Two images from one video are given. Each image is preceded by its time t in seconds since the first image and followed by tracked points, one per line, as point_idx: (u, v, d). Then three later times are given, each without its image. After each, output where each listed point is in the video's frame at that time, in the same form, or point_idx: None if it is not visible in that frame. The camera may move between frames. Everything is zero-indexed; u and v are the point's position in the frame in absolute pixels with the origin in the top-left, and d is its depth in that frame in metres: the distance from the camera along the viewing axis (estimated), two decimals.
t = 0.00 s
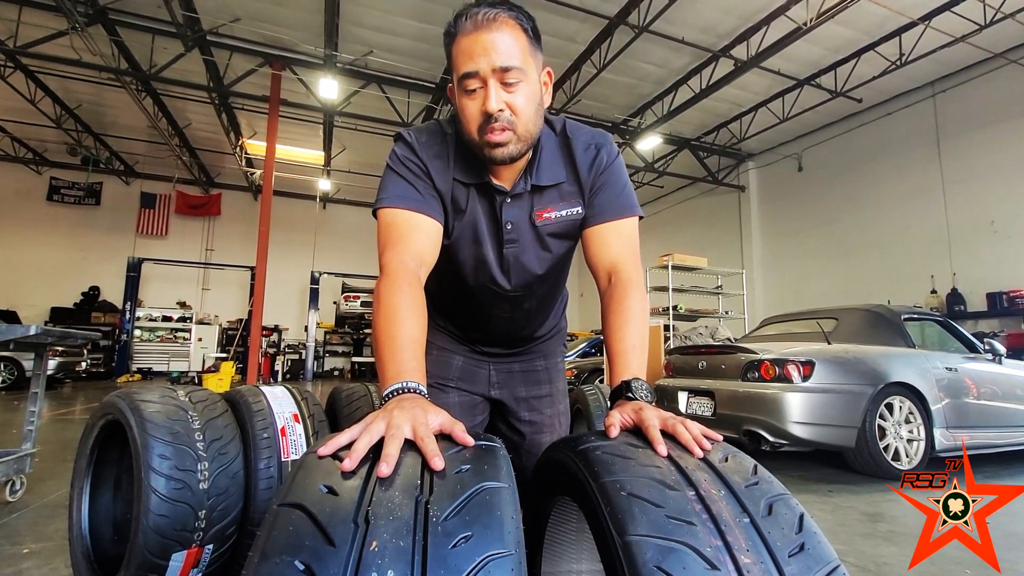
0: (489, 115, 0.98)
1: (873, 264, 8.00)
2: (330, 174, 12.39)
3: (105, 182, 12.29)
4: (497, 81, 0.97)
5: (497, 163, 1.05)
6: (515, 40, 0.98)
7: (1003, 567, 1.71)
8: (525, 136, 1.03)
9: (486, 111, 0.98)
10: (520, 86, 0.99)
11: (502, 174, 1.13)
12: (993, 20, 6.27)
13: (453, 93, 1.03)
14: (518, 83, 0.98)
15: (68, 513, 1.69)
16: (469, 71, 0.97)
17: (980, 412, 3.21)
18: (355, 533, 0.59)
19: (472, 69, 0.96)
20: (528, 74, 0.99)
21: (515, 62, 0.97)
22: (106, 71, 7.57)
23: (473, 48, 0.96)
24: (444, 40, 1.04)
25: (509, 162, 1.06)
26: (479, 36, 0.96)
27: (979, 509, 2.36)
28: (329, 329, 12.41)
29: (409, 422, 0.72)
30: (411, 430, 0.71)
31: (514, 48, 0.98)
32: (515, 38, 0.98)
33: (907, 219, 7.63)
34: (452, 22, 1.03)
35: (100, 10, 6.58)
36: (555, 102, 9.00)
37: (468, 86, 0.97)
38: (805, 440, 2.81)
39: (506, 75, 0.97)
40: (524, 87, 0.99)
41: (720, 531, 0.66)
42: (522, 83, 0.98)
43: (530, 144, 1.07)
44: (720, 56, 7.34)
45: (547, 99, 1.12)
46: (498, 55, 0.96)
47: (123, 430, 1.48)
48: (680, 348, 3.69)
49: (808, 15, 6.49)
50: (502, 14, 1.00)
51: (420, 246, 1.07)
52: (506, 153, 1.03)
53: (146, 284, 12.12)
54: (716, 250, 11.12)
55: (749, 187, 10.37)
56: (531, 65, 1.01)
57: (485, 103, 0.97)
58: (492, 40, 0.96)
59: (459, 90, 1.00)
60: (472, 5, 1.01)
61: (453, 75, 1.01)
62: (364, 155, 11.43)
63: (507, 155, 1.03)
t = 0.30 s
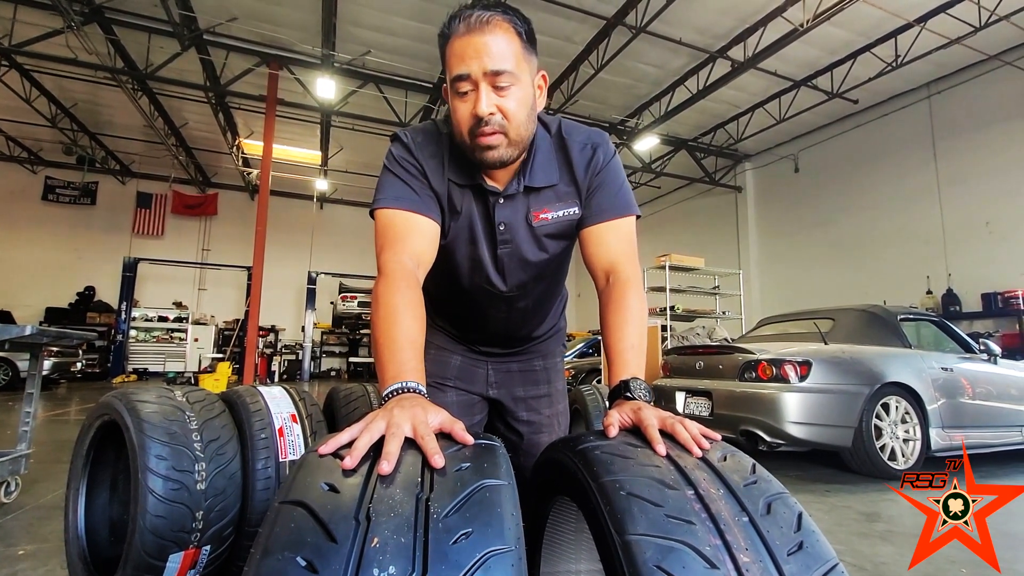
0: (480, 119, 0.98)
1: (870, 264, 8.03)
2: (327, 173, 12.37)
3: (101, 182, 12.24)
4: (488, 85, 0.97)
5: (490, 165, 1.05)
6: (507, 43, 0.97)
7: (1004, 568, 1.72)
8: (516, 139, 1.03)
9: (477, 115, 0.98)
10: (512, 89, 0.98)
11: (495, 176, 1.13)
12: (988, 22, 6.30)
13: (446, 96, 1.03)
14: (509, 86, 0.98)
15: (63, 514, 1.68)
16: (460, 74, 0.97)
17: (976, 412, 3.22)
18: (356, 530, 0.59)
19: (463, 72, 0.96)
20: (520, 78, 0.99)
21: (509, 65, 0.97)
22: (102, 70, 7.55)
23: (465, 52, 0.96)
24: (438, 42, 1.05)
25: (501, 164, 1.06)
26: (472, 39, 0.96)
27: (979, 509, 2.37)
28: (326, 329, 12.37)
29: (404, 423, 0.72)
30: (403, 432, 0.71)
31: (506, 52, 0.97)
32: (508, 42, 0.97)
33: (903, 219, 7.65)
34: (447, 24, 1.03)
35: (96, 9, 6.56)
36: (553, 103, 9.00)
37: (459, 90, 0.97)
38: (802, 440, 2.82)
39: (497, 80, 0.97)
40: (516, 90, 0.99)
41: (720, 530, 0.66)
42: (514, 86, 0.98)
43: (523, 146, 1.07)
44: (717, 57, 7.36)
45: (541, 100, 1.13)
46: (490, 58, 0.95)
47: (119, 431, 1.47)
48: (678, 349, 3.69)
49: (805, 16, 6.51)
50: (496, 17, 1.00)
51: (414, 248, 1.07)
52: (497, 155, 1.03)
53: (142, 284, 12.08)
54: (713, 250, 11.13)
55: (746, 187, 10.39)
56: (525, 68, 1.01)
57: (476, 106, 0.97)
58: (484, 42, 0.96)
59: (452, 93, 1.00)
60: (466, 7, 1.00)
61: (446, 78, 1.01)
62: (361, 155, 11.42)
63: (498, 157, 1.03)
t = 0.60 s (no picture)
0: (489, 105, 0.98)
1: (865, 265, 8.06)
2: (324, 173, 12.35)
3: (96, 181, 12.19)
4: (495, 70, 0.98)
5: (497, 156, 1.05)
6: (507, 32, 1.00)
7: (1003, 567, 1.72)
8: (524, 127, 1.04)
9: (486, 102, 0.98)
10: (517, 75, 1.00)
11: (496, 173, 1.13)
12: (983, 23, 6.33)
13: (447, 91, 1.03)
14: (514, 72, 0.99)
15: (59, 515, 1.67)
16: (465, 63, 0.98)
17: (971, 412, 3.24)
18: (355, 530, 0.59)
19: (468, 61, 0.97)
20: (522, 63, 1.01)
21: (510, 50, 0.99)
22: (97, 69, 7.51)
23: (467, 41, 0.97)
24: (432, 40, 1.05)
25: (508, 154, 1.05)
26: (472, 29, 0.98)
27: (979, 509, 2.37)
28: (322, 329, 12.35)
29: (405, 420, 0.72)
30: (408, 428, 0.71)
31: (507, 40, 0.99)
32: (508, 31, 1.00)
33: (898, 220, 7.68)
34: (441, 22, 1.04)
35: (91, 7, 6.53)
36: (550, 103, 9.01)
37: (465, 78, 0.98)
38: (798, 440, 2.83)
39: (503, 65, 0.98)
40: (520, 77, 1.01)
41: (718, 529, 0.66)
42: (518, 72, 1.00)
43: (528, 137, 1.07)
44: (714, 58, 7.37)
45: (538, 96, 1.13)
46: (494, 45, 0.97)
47: (115, 431, 1.47)
48: (675, 348, 3.70)
49: (801, 17, 6.53)
50: (492, 8, 1.02)
51: (415, 246, 1.06)
52: (507, 145, 1.03)
53: (138, 284, 12.03)
54: (709, 250, 11.16)
55: (743, 188, 10.42)
56: (524, 55, 1.02)
57: (485, 94, 0.98)
58: (485, 32, 0.98)
59: (455, 84, 1.00)
60: (459, 2, 1.02)
61: (447, 72, 1.01)
62: (358, 155, 11.41)
63: (509, 146, 1.03)
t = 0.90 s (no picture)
0: (485, 106, 0.97)
1: (860, 265, 8.09)
2: (320, 173, 12.32)
3: (90, 180, 12.12)
4: (491, 71, 0.98)
5: (494, 156, 1.05)
6: (505, 31, 1.00)
7: (1003, 567, 1.72)
8: (521, 128, 1.03)
9: (482, 102, 0.97)
10: (514, 76, 0.99)
11: (492, 172, 1.13)
12: (977, 25, 6.37)
13: (444, 91, 1.03)
14: (511, 73, 0.99)
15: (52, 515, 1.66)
16: (461, 62, 0.97)
17: (964, 411, 3.26)
18: (352, 530, 0.59)
19: (464, 60, 0.97)
20: (519, 64, 1.01)
21: (507, 50, 0.98)
22: (91, 67, 7.46)
23: (463, 40, 0.98)
24: (430, 39, 1.05)
25: (504, 155, 1.05)
26: (469, 28, 0.98)
27: (981, 510, 2.36)
28: (318, 329, 12.30)
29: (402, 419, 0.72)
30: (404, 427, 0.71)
31: (505, 39, 0.99)
32: (505, 30, 1.00)
33: (893, 220, 7.72)
34: (438, 22, 1.04)
35: (85, 5, 6.49)
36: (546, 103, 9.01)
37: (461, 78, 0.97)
38: (794, 439, 2.84)
39: (499, 65, 0.98)
40: (517, 77, 1.00)
41: (716, 528, 0.66)
42: (515, 73, 0.99)
43: (525, 138, 1.07)
44: (710, 58, 7.39)
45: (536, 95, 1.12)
46: (490, 45, 0.97)
47: (109, 431, 1.46)
48: (671, 348, 3.71)
49: (797, 18, 6.55)
50: (490, 8, 1.02)
51: (411, 246, 1.06)
52: (503, 145, 1.02)
53: (133, 283, 11.97)
54: (705, 250, 11.19)
55: (738, 188, 10.45)
56: (522, 55, 1.02)
57: (481, 94, 0.97)
58: (483, 32, 0.98)
59: (452, 84, 1.00)
60: (456, 1, 1.02)
61: (444, 72, 1.01)
62: (354, 154, 11.38)
63: (504, 148, 1.03)
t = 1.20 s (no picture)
0: (481, 106, 0.97)
1: (855, 265, 8.13)
2: (316, 172, 12.27)
3: (83, 178, 12.04)
4: (488, 71, 0.97)
5: (489, 157, 1.04)
6: (503, 31, 0.99)
7: (1004, 568, 1.71)
8: (516, 129, 1.03)
9: (478, 102, 0.97)
10: (511, 77, 0.99)
11: (490, 173, 1.12)
12: (970, 27, 6.41)
13: (441, 88, 1.03)
14: (508, 74, 0.99)
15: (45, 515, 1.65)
16: (458, 61, 0.97)
17: (957, 410, 3.28)
18: (348, 530, 0.59)
19: (461, 59, 0.97)
20: (517, 65, 1.00)
21: (504, 52, 0.98)
22: (85, 64, 7.41)
23: (461, 39, 0.98)
24: (430, 36, 1.05)
25: (500, 156, 1.05)
26: (467, 28, 0.98)
27: (980, 509, 2.37)
28: (314, 328, 12.25)
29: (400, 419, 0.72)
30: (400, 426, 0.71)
31: (502, 39, 0.99)
32: (503, 30, 1.00)
33: (888, 220, 7.76)
34: (439, 18, 1.03)
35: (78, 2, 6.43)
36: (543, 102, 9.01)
37: (458, 77, 0.97)
38: (789, 438, 2.85)
39: (496, 66, 0.98)
40: (514, 79, 1.00)
41: (712, 527, 0.66)
42: (512, 74, 0.99)
43: (522, 138, 1.07)
44: (706, 59, 7.40)
45: (534, 96, 1.12)
46: (487, 44, 0.97)
47: (103, 431, 1.45)
48: (667, 347, 3.71)
49: (792, 19, 6.57)
50: (490, 8, 1.02)
51: (409, 246, 1.06)
52: (498, 147, 1.02)
53: (126, 282, 11.90)
54: (701, 250, 11.22)
55: (734, 189, 10.49)
56: (520, 57, 1.02)
57: (477, 94, 0.97)
58: (481, 31, 0.98)
59: (449, 82, 1.00)
60: None
61: (441, 69, 1.01)
62: (350, 153, 11.33)
63: (499, 150, 1.02)
